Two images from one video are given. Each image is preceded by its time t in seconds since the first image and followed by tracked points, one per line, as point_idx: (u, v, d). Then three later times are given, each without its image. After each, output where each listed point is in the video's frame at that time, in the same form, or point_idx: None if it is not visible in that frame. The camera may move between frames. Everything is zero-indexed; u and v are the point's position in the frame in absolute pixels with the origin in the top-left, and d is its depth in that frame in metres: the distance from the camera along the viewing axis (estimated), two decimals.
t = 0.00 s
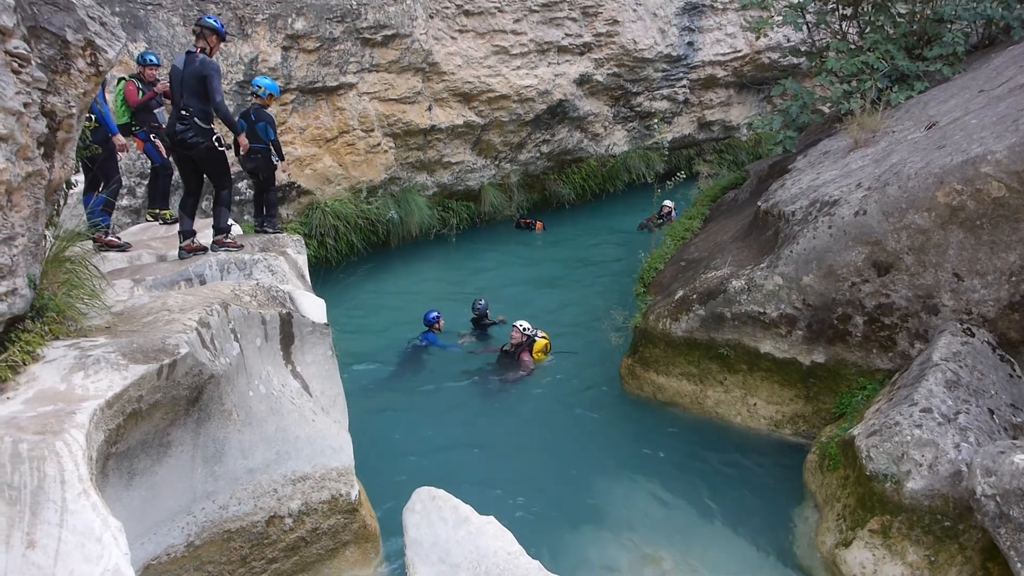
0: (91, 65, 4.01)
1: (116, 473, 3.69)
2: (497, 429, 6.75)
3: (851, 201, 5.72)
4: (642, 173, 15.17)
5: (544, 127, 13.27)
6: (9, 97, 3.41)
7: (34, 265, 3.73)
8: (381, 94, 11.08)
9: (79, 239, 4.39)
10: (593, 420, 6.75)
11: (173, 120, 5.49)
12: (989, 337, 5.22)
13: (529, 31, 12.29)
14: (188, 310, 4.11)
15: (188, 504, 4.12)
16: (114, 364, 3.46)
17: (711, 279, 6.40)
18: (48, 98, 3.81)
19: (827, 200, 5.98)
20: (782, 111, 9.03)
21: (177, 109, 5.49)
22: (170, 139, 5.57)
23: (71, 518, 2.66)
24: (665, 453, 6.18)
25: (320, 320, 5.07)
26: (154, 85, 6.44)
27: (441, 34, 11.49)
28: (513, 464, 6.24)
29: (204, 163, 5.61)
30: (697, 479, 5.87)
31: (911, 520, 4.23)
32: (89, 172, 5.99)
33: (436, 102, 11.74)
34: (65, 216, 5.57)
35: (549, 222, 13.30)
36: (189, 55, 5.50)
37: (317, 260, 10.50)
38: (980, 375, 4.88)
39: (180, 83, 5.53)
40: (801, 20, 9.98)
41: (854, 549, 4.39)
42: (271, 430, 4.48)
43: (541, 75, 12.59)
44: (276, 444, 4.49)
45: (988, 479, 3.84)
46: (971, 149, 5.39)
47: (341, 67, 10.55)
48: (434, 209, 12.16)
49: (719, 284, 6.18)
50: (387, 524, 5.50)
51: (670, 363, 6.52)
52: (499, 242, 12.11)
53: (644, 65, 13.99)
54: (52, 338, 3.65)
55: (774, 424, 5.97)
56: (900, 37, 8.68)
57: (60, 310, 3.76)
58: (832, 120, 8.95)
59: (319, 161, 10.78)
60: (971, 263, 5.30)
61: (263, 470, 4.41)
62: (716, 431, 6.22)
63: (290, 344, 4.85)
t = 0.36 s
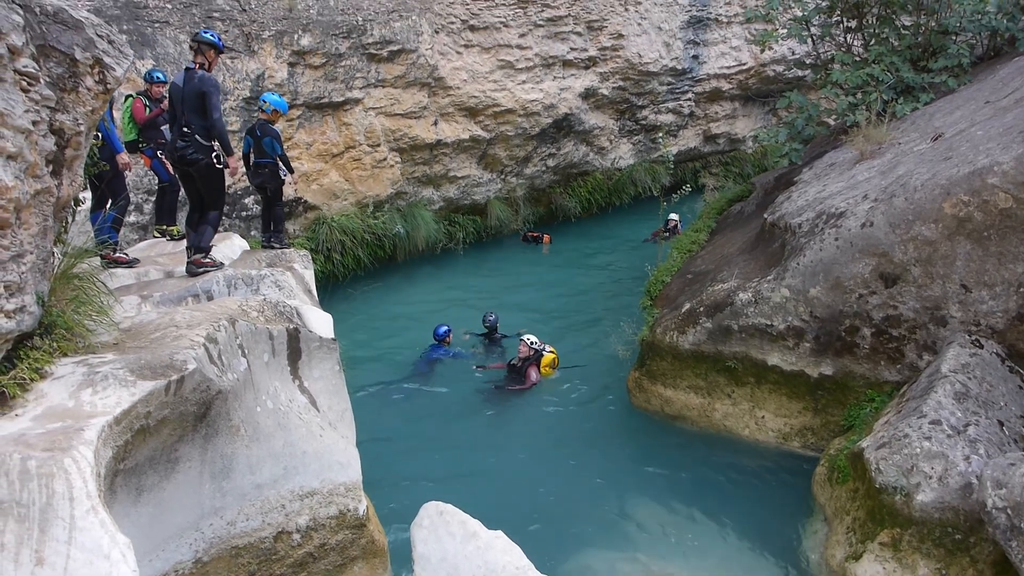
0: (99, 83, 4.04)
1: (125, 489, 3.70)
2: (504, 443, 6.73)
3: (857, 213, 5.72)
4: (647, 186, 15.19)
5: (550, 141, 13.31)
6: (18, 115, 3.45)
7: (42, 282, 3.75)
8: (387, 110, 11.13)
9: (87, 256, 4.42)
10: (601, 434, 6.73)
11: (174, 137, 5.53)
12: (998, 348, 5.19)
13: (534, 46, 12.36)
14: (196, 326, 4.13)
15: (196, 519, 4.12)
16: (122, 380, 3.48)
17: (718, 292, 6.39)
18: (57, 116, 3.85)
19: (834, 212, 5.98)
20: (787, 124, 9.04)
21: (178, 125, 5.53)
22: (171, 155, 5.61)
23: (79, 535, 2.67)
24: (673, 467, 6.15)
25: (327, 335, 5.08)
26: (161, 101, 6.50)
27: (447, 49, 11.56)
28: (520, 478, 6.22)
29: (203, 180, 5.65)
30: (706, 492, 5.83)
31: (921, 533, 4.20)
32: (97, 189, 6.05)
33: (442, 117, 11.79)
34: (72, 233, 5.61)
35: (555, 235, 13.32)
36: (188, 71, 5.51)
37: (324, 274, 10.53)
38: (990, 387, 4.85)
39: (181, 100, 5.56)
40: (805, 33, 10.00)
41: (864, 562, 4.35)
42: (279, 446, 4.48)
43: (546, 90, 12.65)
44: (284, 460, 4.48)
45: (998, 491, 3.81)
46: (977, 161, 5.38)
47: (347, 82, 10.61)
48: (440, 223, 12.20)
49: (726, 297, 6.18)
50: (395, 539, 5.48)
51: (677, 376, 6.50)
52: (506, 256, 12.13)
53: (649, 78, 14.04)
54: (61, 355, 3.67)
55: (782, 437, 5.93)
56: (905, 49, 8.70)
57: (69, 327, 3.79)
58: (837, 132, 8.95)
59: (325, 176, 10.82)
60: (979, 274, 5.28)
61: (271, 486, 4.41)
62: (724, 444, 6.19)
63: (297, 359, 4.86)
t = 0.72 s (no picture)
0: (102, 93, 4.06)
1: (130, 499, 3.70)
2: (509, 451, 6.72)
3: (861, 219, 5.71)
4: (651, 193, 15.20)
5: (553, 149, 13.33)
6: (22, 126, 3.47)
7: (47, 292, 3.77)
8: (391, 118, 11.16)
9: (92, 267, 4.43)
10: (605, 441, 6.71)
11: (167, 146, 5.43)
12: (1004, 354, 5.18)
13: (537, 54, 12.40)
14: (200, 335, 4.14)
15: (201, 529, 4.12)
16: (127, 390, 3.48)
17: (722, 299, 6.39)
18: (61, 127, 3.88)
19: (837, 219, 5.97)
20: (790, 131, 9.04)
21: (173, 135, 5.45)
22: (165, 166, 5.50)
23: (84, 545, 2.67)
24: (678, 474, 6.13)
25: (331, 344, 5.09)
26: (165, 112, 6.51)
27: (450, 58, 11.60)
28: (525, 486, 6.21)
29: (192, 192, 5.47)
30: (711, 499, 5.81)
31: (928, 539, 4.18)
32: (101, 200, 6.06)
33: (445, 125, 11.82)
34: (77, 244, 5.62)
35: (559, 243, 13.33)
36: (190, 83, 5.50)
37: (328, 283, 10.55)
38: (996, 393, 4.84)
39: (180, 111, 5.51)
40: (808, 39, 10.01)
41: (871, 569, 4.32)
42: (284, 454, 4.48)
43: (549, 98, 12.68)
44: (288, 469, 4.48)
45: (1005, 498, 3.79)
46: (981, 167, 5.37)
47: (351, 91, 10.65)
48: (444, 232, 12.22)
49: (730, 304, 6.17)
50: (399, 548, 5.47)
51: (682, 383, 6.50)
52: (510, 264, 12.15)
53: (651, 86, 14.06)
54: (66, 365, 3.68)
55: (787, 444, 5.91)
56: (908, 55, 8.71)
57: (73, 338, 3.80)
58: (841, 139, 8.95)
59: (329, 185, 10.85)
60: (983, 280, 5.27)
61: (276, 495, 4.41)
62: (729, 451, 6.17)
63: (302, 367, 4.86)
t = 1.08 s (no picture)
0: (96, 87, 4.04)
1: (128, 493, 3.70)
2: (507, 443, 6.72)
3: (858, 208, 5.71)
4: (648, 184, 15.18)
5: (550, 141, 13.30)
6: (16, 121, 3.46)
7: (43, 287, 3.75)
8: (387, 111, 11.12)
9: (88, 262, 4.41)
10: (604, 432, 6.72)
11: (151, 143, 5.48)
12: (1001, 342, 5.18)
13: (533, 45, 12.36)
14: (197, 330, 4.13)
15: (200, 523, 4.12)
16: (124, 385, 3.47)
17: (720, 289, 6.39)
18: (56, 121, 3.85)
19: (834, 208, 5.97)
20: (787, 121, 9.03)
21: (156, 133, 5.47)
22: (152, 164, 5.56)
23: (83, 540, 2.67)
24: (677, 465, 6.13)
25: (329, 337, 5.07)
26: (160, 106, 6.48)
27: (446, 49, 11.57)
28: (522, 477, 6.23)
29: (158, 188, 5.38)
30: (709, 489, 5.82)
31: (925, 527, 4.19)
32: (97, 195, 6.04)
33: (441, 117, 11.78)
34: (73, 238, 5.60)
35: (557, 234, 13.32)
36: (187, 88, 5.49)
37: (325, 276, 10.53)
38: (993, 381, 4.84)
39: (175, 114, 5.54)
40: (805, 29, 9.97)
41: (869, 558, 4.34)
42: (282, 448, 4.48)
43: (545, 89, 12.64)
44: (287, 462, 4.49)
45: (1003, 485, 3.80)
46: (978, 155, 5.37)
47: (346, 84, 10.61)
48: (441, 224, 12.20)
49: (728, 294, 6.17)
50: (397, 540, 5.47)
51: (680, 373, 6.50)
52: (507, 256, 12.14)
53: (648, 76, 14.03)
54: (63, 360, 3.67)
55: (785, 433, 5.93)
56: (905, 44, 8.70)
57: (70, 332, 3.79)
58: (837, 129, 8.94)
59: (325, 178, 10.82)
60: (980, 269, 5.27)
61: (274, 488, 4.41)
62: (727, 442, 6.18)
63: (299, 361, 4.85)
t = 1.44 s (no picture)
0: (92, 80, 4.02)
1: (125, 487, 3.70)
2: (505, 436, 6.72)
3: (855, 200, 5.71)
4: (645, 176, 15.16)
5: (547, 133, 13.28)
6: (10, 114, 3.44)
7: (39, 281, 3.73)
8: (383, 103, 11.09)
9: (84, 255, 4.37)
10: (602, 425, 6.72)
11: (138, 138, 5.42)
12: (998, 333, 5.19)
13: (529, 37, 12.32)
14: (194, 323, 4.12)
15: (198, 516, 4.13)
16: (121, 378, 3.47)
17: (717, 281, 6.39)
18: (50, 114, 3.84)
19: (832, 200, 5.97)
20: (784, 112, 9.01)
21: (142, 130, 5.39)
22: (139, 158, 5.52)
23: (80, 534, 2.67)
24: (675, 457, 6.14)
25: (326, 330, 5.09)
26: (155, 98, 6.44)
27: (442, 41, 11.55)
28: (519, 469, 6.23)
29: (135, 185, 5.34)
30: (707, 481, 5.83)
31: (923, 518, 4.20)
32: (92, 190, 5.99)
33: (438, 110, 11.75)
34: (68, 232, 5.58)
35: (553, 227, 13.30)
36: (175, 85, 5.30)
37: (322, 269, 10.50)
38: (990, 373, 4.86)
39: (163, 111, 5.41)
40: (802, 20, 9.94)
41: (866, 549, 4.35)
42: (279, 441, 4.48)
43: (542, 81, 12.60)
44: (285, 455, 4.48)
45: (999, 476, 3.82)
46: (975, 146, 5.37)
47: (342, 76, 10.57)
48: (438, 217, 12.18)
49: (725, 286, 6.17)
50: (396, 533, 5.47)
51: (677, 365, 6.49)
52: (504, 248, 12.13)
53: (645, 68, 13.99)
54: (60, 354, 3.66)
55: (783, 425, 5.94)
56: (902, 35, 8.68)
57: (66, 326, 3.77)
58: (834, 120, 8.93)
59: (322, 171, 10.80)
60: (978, 260, 5.27)
61: (272, 481, 4.41)
62: (725, 433, 6.19)
63: (297, 354, 4.84)
